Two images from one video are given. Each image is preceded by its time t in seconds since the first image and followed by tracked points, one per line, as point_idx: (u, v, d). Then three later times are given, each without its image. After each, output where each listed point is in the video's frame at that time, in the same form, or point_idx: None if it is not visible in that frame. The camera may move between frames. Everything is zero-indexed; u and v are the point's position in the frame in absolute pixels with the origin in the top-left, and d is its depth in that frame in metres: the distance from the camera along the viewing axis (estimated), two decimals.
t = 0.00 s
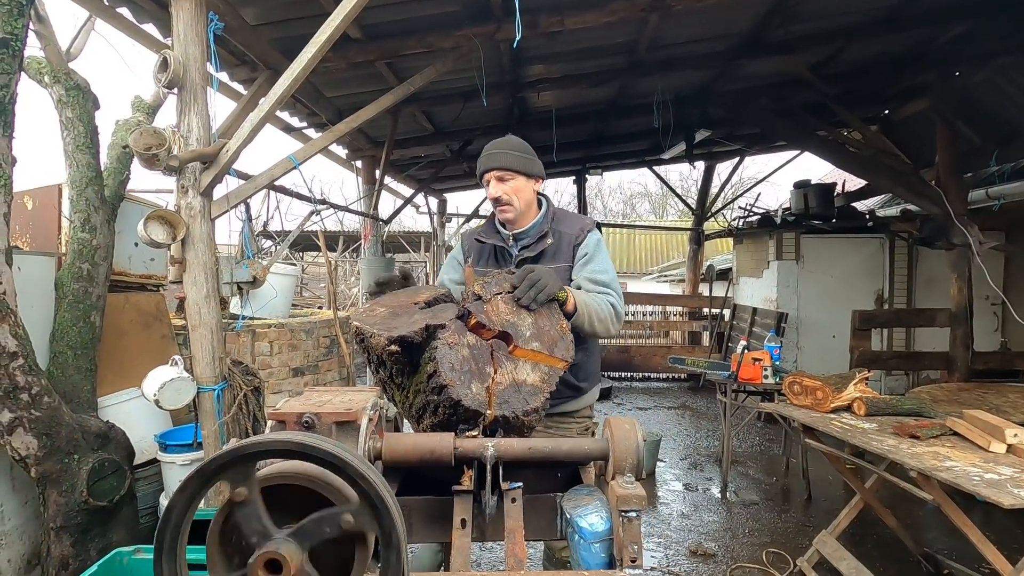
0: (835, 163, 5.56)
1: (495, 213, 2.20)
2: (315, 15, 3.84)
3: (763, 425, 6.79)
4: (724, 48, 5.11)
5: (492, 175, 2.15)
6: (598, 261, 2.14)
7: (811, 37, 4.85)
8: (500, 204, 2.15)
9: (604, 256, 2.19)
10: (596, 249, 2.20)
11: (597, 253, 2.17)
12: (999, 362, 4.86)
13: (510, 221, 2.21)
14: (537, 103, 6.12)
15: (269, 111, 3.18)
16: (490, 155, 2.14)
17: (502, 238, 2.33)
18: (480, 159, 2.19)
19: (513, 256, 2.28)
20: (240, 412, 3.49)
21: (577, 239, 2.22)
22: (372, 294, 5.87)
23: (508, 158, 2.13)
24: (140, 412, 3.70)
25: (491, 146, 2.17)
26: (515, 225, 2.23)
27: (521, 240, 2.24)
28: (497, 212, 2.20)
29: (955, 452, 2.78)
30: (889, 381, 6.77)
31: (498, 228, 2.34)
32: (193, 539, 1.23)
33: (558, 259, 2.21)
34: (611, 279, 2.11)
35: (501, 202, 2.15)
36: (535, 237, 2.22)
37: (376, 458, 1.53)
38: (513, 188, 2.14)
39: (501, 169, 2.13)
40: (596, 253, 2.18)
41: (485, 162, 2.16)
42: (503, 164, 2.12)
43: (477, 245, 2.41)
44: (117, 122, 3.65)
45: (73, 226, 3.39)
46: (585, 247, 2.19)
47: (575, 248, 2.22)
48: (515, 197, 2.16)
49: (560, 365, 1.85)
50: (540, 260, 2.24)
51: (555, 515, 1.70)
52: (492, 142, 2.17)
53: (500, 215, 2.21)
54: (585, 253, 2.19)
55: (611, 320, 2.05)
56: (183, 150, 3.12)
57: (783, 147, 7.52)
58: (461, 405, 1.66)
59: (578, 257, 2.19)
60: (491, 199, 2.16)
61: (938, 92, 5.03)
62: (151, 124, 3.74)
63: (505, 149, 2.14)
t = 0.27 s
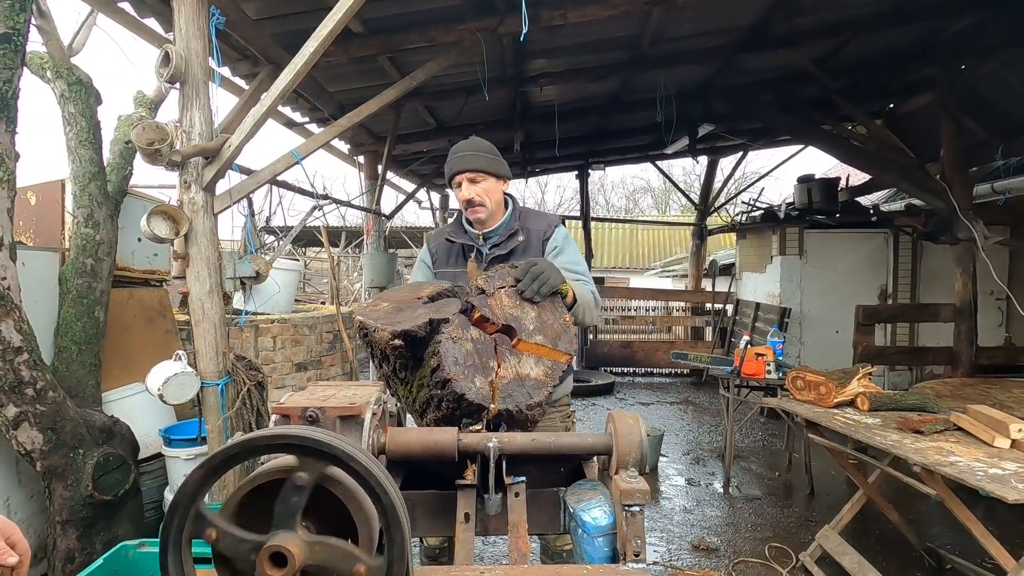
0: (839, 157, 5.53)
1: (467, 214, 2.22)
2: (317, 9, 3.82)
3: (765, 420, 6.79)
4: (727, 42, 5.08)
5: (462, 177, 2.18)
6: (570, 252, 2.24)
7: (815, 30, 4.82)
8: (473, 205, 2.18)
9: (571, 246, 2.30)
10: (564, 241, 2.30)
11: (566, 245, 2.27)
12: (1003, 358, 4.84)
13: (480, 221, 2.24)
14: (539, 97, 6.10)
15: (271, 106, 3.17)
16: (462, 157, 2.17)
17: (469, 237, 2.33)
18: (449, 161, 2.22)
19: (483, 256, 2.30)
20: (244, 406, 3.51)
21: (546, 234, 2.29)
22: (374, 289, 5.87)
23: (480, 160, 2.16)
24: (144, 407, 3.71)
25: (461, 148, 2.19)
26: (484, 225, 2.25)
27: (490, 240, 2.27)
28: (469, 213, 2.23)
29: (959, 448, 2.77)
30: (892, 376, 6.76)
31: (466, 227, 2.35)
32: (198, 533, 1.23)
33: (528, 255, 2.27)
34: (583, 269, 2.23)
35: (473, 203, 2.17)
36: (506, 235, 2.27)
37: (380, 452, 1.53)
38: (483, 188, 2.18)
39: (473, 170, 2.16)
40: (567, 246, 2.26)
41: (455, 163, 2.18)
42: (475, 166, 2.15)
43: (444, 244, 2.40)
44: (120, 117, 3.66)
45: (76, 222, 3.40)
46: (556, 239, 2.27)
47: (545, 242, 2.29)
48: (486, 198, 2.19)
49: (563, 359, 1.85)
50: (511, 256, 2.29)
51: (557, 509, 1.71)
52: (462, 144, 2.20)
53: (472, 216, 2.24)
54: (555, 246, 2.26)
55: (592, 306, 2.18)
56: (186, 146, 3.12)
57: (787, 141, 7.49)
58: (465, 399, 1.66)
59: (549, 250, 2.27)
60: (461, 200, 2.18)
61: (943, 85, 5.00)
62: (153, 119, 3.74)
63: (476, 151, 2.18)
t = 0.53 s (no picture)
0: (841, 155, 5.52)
1: (437, 210, 2.25)
2: (318, 8, 3.82)
3: (767, 419, 6.79)
4: (729, 40, 5.08)
5: (433, 173, 2.24)
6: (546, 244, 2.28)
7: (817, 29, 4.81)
8: (445, 200, 2.22)
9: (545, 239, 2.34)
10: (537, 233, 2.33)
11: (541, 237, 2.30)
12: (1005, 357, 4.83)
13: (452, 216, 2.27)
14: (541, 95, 6.09)
15: (271, 104, 3.17)
16: (429, 154, 2.23)
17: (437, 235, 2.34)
18: (417, 159, 2.27)
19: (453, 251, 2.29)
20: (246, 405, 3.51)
21: (518, 227, 2.32)
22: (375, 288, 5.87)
23: (450, 154, 2.24)
24: (146, 405, 3.72)
25: (427, 145, 2.26)
26: (455, 220, 2.28)
27: (460, 235, 2.27)
28: (440, 209, 2.26)
29: (961, 447, 2.77)
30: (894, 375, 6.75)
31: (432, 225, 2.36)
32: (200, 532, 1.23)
33: (500, 247, 2.29)
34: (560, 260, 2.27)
35: (446, 197, 2.22)
36: (475, 229, 2.26)
37: (381, 451, 1.53)
38: (454, 183, 2.25)
39: (442, 165, 2.23)
40: (540, 239, 2.30)
41: (423, 160, 2.24)
42: (446, 160, 2.23)
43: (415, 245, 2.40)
44: (121, 116, 3.66)
45: (78, 221, 3.40)
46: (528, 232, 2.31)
47: (518, 235, 2.32)
48: (457, 192, 2.24)
49: (563, 342, 1.81)
50: (483, 250, 2.29)
51: (558, 508, 1.71)
52: (428, 141, 2.26)
53: (444, 212, 2.27)
54: (528, 239, 2.29)
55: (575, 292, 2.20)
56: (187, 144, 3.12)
57: (788, 139, 7.48)
58: (468, 375, 1.64)
59: (523, 243, 2.29)
60: (433, 194, 2.22)
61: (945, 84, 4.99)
62: (154, 117, 3.74)
63: (443, 146, 2.24)
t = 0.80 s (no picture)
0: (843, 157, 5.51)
1: (444, 209, 2.24)
2: (320, 10, 3.83)
3: (769, 421, 6.77)
4: (731, 41, 5.08)
5: (441, 171, 2.24)
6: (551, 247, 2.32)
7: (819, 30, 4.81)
8: (453, 199, 2.21)
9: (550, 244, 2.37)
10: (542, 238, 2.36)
11: (546, 241, 2.33)
12: (1009, 358, 4.82)
13: (459, 215, 2.26)
14: (543, 97, 6.10)
15: (274, 107, 3.18)
16: (439, 151, 2.24)
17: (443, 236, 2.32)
18: (426, 157, 2.27)
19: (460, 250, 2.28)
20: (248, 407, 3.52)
21: (524, 228, 2.32)
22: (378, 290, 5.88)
23: (458, 153, 2.25)
24: (149, 407, 3.74)
25: (436, 144, 2.27)
26: (462, 219, 2.27)
27: (467, 234, 2.27)
28: (447, 208, 2.24)
29: (964, 449, 2.76)
30: (897, 377, 6.74)
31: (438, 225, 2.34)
32: (204, 534, 1.24)
33: (507, 248, 2.29)
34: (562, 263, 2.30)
35: (454, 194, 2.21)
36: (483, 229, 2.27)
37: (385, 452, 1.53)
38: (462, 182, 2.25)
39: (451, 163, 2.24)
40: (546, 241, 2.33)
41: (433, 157, 2.24)
42: (454, 158, 2.24)
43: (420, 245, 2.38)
44: (125, 118, 3.67)
45: (82, 223, 3.42)
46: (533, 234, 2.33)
47: (524, 237, 2.33)
48: (465, 191, 2.24)
49: (566, 334, 1.81)
50: (489, 251, 2.30)
51: (561, 510, 1.71)
52: (436, 141, 2.28)
53: (450, 211, 2.25)
54: (534, 240, 2.31)
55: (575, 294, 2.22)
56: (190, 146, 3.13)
57: (791, 141, 7.47)
58: (473, 359, 1.63)
59: (529, 245, 2.31)
60: (442, 191, 2.21)
61: (947, 85, 4.98)
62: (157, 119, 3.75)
63: (454, 146, 2.26)
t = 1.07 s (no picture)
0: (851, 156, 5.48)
1: (483, 210, 2.27)
2: (327, 10, 3.84)
3: (776, 422, 6.74)
4: (737, 40, 5.06)
5: (486, 172, 2.29)
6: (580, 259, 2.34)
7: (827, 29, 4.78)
8: (493, 200, 2.25)
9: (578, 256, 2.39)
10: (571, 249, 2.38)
11: (575, 251, 2.36)
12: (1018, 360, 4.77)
13: (496, 217, 2.29)
14: (548, 96, 6.10)
15: (281, 106, 3.19)
16: (489, 152, 2.29)
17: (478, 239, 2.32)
18: (473, 155, 2.31)
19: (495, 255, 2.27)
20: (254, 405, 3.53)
21: (557, 235, 2.34)
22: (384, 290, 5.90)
23: (504, 157, 2.30)
24: (156, 405, 3.76)
25: (484, 145, 2.32)
26: (499, 222, 2.31)
27: (503, 238, 2.30)
28: (485, 209, 2.28)
29: (972, 451, 2.74)
30: (904, 378, 6.69)
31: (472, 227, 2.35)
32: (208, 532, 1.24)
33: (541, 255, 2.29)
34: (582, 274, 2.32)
35: (496, 196, 2.25)
36: (518, 235, 2.31)
37: (389, 452, 1.54)
38: (504, 186, 2.29)
39: (497, 165, 2.29)
40: (575, 250, 2.37)
41: (480, 157, 2.28)
42: (500, 161, 2.28)
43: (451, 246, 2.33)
44: (133, 118, 3.70)
45: (90, 222, 3.44)
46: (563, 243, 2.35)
47: (556, 244, 2.34)
48: (505, 195, 2.28)
49: (567, 326, 1.81)
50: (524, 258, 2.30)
51: (566, 511, 1.71)
52: (485, 142, 2.32)
53: (487, 213, 2.29)
54: (565, 249, 2.34)
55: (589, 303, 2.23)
56: (197, 146, 3.15)
57: (798, 140, 7.43)
58: (480, 346, 1.62)
59: (560, 254, 2.33)
60: (485, 191, 2.25)
61: (956, 84, 4.94)
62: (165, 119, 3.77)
63: (501, 149, 2.31)
